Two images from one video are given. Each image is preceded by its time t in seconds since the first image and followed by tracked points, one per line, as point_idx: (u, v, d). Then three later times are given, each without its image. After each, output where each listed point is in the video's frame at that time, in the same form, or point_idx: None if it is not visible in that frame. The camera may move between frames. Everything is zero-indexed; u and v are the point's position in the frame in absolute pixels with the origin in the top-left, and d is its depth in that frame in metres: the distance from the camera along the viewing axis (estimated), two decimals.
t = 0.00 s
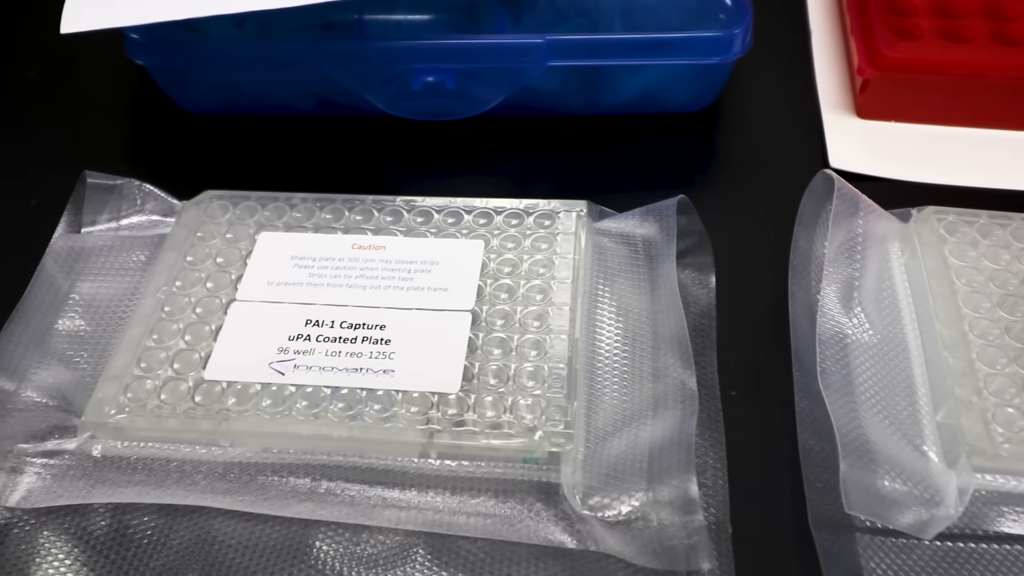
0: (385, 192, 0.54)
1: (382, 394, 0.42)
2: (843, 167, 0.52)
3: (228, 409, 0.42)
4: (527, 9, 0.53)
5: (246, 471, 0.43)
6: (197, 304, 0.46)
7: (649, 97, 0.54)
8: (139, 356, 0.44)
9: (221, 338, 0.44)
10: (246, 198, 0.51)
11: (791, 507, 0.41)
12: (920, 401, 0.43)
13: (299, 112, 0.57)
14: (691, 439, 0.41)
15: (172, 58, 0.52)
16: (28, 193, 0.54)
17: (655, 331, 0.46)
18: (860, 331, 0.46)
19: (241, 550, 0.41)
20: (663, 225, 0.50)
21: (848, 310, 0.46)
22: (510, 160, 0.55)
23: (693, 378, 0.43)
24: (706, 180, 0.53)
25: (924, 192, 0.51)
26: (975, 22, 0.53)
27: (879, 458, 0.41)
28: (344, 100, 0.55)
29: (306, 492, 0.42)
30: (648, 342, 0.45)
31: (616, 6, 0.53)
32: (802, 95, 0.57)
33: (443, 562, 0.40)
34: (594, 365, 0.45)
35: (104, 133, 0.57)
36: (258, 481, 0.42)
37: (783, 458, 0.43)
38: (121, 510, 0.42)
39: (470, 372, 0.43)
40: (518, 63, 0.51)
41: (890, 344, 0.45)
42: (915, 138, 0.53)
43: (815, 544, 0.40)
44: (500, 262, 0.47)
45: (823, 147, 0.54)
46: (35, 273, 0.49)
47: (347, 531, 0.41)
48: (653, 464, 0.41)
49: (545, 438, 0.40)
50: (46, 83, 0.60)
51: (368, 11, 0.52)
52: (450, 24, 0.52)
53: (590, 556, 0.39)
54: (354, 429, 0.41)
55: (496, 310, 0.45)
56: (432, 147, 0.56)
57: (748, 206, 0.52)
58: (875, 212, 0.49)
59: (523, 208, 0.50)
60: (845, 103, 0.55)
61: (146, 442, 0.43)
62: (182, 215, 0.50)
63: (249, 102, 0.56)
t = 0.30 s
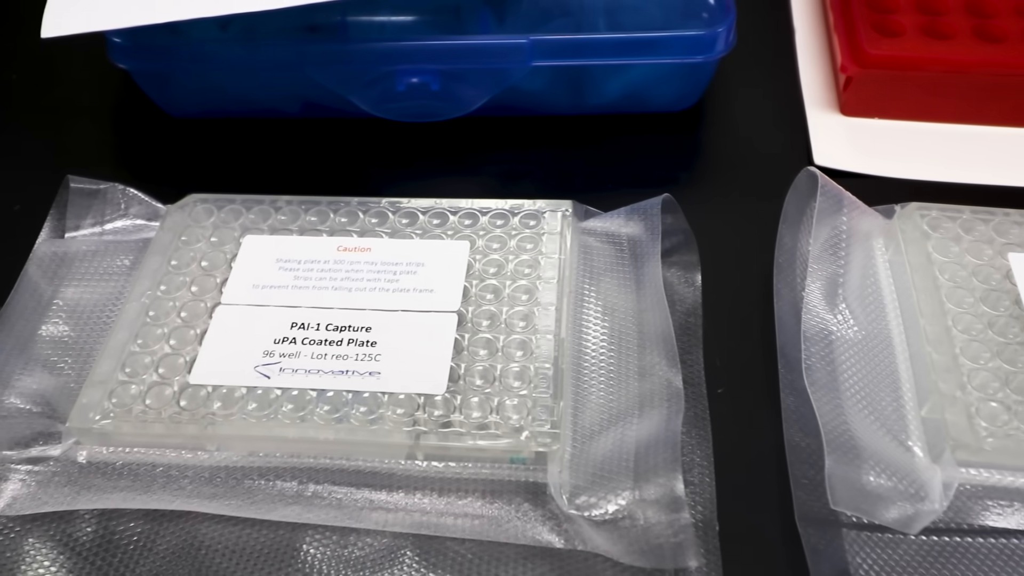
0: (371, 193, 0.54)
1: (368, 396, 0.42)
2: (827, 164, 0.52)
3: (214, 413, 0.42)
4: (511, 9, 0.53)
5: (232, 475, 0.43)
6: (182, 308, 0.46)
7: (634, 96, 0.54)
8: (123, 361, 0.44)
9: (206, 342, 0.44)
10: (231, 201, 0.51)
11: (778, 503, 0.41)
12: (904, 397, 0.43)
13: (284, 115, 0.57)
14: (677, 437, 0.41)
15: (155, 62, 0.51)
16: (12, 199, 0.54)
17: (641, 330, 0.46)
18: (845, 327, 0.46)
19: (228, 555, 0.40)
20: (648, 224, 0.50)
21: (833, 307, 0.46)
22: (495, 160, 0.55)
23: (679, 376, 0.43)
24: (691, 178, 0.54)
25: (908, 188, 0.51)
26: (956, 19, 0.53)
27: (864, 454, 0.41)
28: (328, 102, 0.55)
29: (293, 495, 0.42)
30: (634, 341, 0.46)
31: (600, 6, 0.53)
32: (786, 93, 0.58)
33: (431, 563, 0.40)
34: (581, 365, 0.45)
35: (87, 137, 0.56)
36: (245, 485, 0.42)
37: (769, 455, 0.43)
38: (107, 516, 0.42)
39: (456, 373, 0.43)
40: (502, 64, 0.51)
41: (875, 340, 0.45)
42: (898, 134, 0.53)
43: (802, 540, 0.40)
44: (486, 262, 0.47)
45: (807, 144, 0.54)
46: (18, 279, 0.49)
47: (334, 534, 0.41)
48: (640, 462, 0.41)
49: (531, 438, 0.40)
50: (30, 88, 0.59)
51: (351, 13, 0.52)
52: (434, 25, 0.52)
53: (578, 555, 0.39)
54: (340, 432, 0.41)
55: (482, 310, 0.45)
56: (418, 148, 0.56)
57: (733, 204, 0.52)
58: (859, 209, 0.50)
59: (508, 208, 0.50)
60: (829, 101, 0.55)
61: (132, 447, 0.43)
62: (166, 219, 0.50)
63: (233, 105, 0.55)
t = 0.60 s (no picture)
0: (356, 196, 0.54)
1: (354, 399, 0.42)
2: (810, 162, 0.52)
3: (199, 418, 0.42)
4: (494, 10, 0.53)
5: (218, 479, 0.42)
6: (166, 313, 0.46)
7: (618, 96, 0.54)
8: (107, 366, 0.44)
9: (190, 347, 0.44)
10: (215, 205, 0.51)
11: (764, 500, 0.41)
12: (888, 392, 0.43)
13: (268, 118, 0.56)
14: (662, 435, 0.41)
15: (137, 65, 0.51)
16: None
17: (627, 329, 0.46)
18: (830, 324, 0.46)
19: (214, 560, 0.40)
20: (632, 223, 0.50)
21: (817, 304, 0.47)
22: (479, 161, 0.55)
23: (664, 375, 0.43)
24: (676, 177, 0.54)
25: (892, 185, 0.52)
26: (937, 16, 0.53)
27: (848, 450, 0.41)
28: (313, 105, 0.55)
29: (279, 499, 0.42)
30: (619, 340, 0.46)
31: (583, 7, 0.53)
32: (770, 91, 0.58)
33: (419, 565, 0.40)
34: (567, 364, 0.45)
35: (70, 142, 0.56)
36: (231, 489, 0.42)
37: (755, 452, 0.43)
38: (92, 522, 0.42)
39: (442, 374, 0.43)
40: (486, 64, 0.51)
41: (860, 337, 0.45)
42: (881, 131, 0.54)
43: (788, 536, 0.40)
44: (471, 263, 0.47)
45: (791, 142, 0.55)
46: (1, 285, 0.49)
47: (322, 537, 0.41)
48: (626, 462, 0.41)
49: (517, 439, 0.40)
50: (13, 93, 0.59)
51: (334, 14, 0.52)
52: (417, 26, 0.52)
53: (565, 555, 0.39)
54: (326, 434, 0.41)
55: (467, 311, 0.45)
56: (403, 150, 0.56)
57: (718, 203, 0.52)
58: (842, 206, 0.50)
59: (493, 208, 0.50)
60: (812, 99, 0.56)
61: (117, 453, 0.43)
62: (150, 223, 0.50)
63: (216, 109, 0.55)
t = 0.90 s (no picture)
0: (338, 198, 0.53)
1: (336, 402, 0.42)
2: (790, 159, 0.53)
3: (180, 424, 0.42)
4: (473, 11, 0.53)
5: (200, 485, 0.42)
6: (145, 319, 0.45)
7: (598, 95, 0.55)
8: (87, 374, 0.44)
9: (171, 352, 0.44)
10: (195, 210, 0.51)
11: (747, 496, 0.42)
12: (869, 387, 0.43)
13: (249, 121, 0.56)
14: (644, 434, 0.41)
15: (115, 71, 0.51)
16: None
17: (608, 328, 0.46)
18: (811, 321, 0.46)
19: (197, 566, 0.40)
20: (613, 223, 0.50)
21: (797, 301, 0.47)
22: (461, 162, 0.55)
23: (646, 373, 0.44)
24: (657, 176, 0.54)
25: (871, 180, 0.52)
26: (914, 12, 0.54)
27: (829, 445, 0.42)
28: (293, 108, 0.55)
29: (262, 504, 0.42)
30: (601, 340, 0.46)
31: (562, 7, 0.53)
32: (750, 89, 0.58)
33: (404, 567, 0.40)
34: (549, 364, 0.45)
35: (49, 149, 0.56)
36: (213, 495, 0.42)
37: (737, 449, 0.43)
38: (74, 530, 0.41)
39: (424, 376, 0.43)
40: (465, 65, 0.51)
41: (840, 333, 0.46)
42: (860, 127, 0.54)
43: (770, 532, 0.40)
44: (452, 265, 0.47)
45: (771, 139, 0.55)
46: None
47: (306, 541, 0.41)
48: (608, 460, 0.41)
49: (500, 439, 0.40)
50: None
51: (312, 18, 0.51)
52: (397, 29, 0.52)
53: (550, 555, 0.39)
54: (309, 438, 0.41)
55: (449, 313, 0.45)
56: (385, 152, 0.56)
57: (699, 200, 0.52)
58: (822, 202, 0.50)
59: (475, 209, 0.50)
60: (792, 96, 0.56)
61: (98, 461, 0.42)
62: (129, 229, 0.49)
63: (196, 113, 0.55)
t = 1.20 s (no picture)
0: (321, 201, 0.53)
1: (318, 406, 0.42)
2: (772, 156, 0.53)
3: (162, 430, 0.41)
4: (453, 12, 0.53)
5: (183, 491, 0.42)
6: (127, 325, 0.45)
7: (579, 95, 0.55)
8: (68, 381, 0.43)
9: (152, 358, 0.43)
10: (176, 215, 0.50)
11: (731, 493, 0.42)
12: (851, 382, 0.44)
13: (230, 125, 0.56)
14: (626, 433, 0.41)
15: (94, 76, 0.51)
16: None
17: (591, 328, 0.46)
18: (792, 317, 0.47)
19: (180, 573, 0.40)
20: (595, 222, 0.50)
21: (779, 298, 0.47)
22: (444, 163, 0.55)
23: (629, 372, 0.44)
24: (639, 175, 0.54)
25: (852, 176, 0.52)
26: (892, 9, 0.54)
27: (811, 440, 0.42)
28: (274, 111, 0.55)
29: (246, 509, 0.41)
30: (584, 339, 0.46)
31: (542, 7, 0.53)
32: (731, 87, 0.58)
33: (389, 570, 0.40)
34: (533, 364, 0.45)
35: (29, 156, 0.56)
36: (197, 501, 0.42)
37: (721, 446, 0.43)
38: (57, 539, 0.41)
39: (407, 378, 0.43)
40: (446, 66, 0.51)
41: (823, 329, 0.46)
42: (841, 124, 0.54)
43: (754, 528, 0.40)
44: (434, 266, 0.47)
45: (752, 137, 0.55)
46: None
47: (291, 545, 0.41)
48: (592, 459, 0.41)
49: (483, 440, 0.40)
50: None
51: (292, 19, 0.51)
52: (378, 31, 0.52)
53: (535, 555, 0.40)
54: (292, 442, 0.41)
55: (432, 314, 0.45)
56: (368, 154, 0.56)
57: (682, 199, 0.53)
58: (803, 199, 0.50)
59: (457, 211, 0.50)
60: (773, 94, 0.56)
61: (80, 468, 0.42)
62: (110, 234, 0.49)
63: (177, 117, 0.55)
